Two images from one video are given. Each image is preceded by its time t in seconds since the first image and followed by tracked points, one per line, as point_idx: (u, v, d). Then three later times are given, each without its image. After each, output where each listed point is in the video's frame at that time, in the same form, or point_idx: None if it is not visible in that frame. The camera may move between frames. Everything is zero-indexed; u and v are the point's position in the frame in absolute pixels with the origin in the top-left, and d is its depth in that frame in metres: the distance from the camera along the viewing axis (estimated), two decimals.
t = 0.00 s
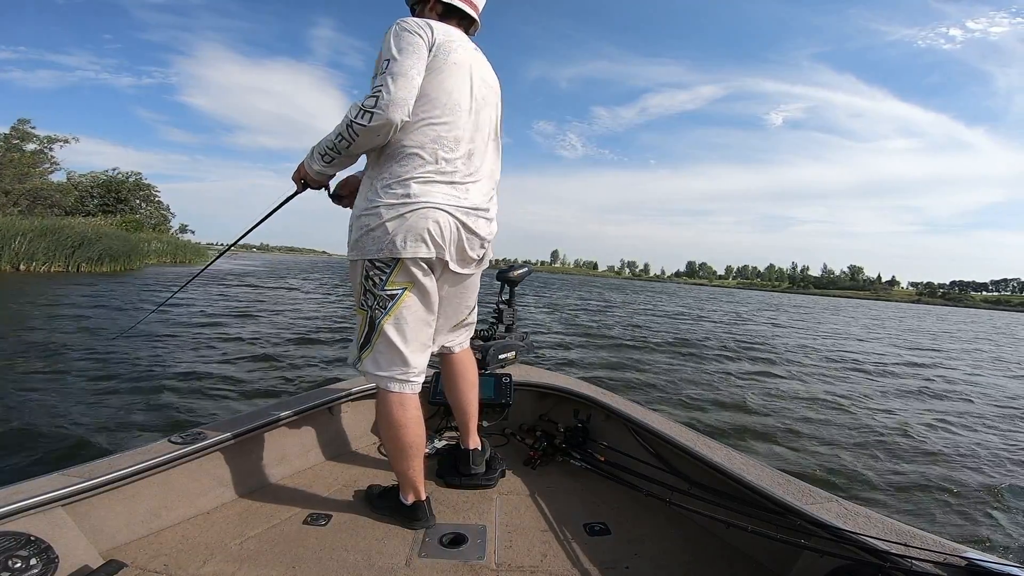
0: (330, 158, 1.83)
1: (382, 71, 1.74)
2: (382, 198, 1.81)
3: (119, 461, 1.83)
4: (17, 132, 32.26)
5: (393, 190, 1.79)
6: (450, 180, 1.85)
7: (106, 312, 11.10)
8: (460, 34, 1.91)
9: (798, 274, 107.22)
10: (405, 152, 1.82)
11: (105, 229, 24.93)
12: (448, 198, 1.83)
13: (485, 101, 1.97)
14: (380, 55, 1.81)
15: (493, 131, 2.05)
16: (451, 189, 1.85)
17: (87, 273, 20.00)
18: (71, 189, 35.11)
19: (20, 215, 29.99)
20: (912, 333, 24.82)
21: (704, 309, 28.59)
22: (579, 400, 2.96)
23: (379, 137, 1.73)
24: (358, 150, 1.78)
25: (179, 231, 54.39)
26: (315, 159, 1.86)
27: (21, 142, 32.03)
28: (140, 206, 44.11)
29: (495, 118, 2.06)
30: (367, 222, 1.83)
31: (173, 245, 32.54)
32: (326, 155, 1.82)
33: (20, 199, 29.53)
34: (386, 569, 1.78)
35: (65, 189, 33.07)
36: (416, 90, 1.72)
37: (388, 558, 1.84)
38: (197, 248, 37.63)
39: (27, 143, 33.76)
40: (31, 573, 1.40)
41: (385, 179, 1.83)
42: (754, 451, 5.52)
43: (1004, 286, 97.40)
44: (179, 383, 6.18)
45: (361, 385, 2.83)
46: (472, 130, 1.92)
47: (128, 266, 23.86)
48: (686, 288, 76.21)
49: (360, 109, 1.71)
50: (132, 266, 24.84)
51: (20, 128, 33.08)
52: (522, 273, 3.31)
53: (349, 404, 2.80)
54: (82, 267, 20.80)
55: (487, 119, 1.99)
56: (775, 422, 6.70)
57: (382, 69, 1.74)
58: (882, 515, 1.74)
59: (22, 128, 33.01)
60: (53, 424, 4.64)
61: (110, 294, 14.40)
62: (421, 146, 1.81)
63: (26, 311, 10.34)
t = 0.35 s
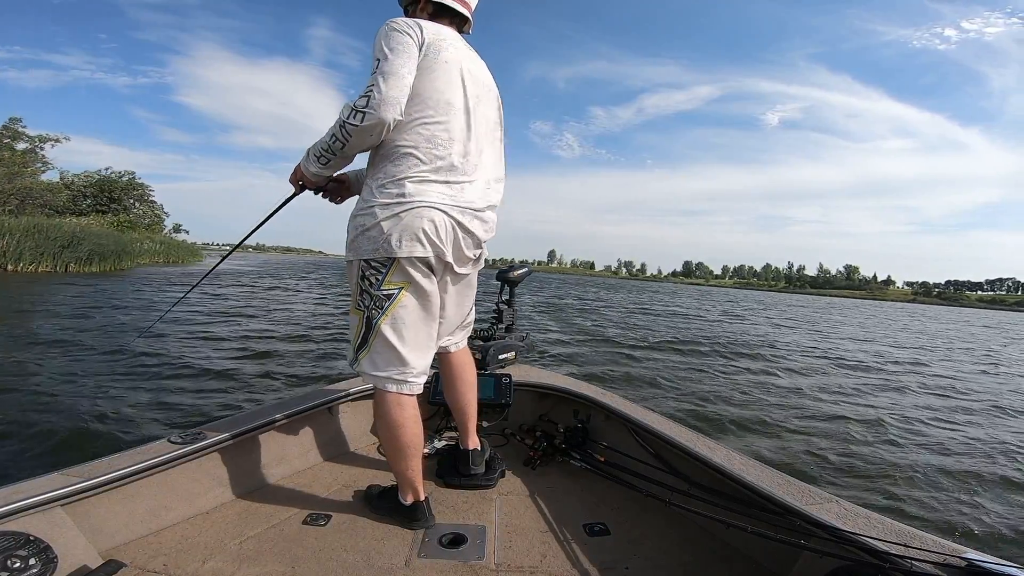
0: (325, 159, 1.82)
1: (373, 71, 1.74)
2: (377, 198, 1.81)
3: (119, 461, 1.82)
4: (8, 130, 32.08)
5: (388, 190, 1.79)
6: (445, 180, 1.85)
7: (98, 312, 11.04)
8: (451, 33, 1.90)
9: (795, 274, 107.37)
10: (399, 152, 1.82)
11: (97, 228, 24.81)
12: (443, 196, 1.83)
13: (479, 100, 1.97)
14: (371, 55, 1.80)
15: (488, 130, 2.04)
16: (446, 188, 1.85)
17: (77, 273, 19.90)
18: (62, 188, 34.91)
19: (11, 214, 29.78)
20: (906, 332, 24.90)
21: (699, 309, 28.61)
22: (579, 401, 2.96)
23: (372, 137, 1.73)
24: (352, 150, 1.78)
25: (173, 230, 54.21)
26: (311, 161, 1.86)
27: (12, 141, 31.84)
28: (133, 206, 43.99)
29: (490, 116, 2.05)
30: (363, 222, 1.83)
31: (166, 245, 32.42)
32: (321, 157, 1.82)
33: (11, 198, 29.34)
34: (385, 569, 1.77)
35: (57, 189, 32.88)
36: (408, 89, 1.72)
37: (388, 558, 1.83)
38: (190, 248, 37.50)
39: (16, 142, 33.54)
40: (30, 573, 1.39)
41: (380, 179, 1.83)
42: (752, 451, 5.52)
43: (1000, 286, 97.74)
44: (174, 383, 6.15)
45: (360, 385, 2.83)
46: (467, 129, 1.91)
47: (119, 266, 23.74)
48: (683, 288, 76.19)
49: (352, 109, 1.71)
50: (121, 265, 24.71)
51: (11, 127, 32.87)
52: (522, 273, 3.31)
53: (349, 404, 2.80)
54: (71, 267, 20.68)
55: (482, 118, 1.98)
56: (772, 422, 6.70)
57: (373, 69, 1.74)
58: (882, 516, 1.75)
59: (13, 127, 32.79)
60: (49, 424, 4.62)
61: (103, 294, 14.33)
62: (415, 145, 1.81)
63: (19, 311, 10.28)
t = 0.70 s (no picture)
0: (323, 160, 1.82)
1: (365, 71, 1.74)
2: (374, 198, 1.81)
3: (119, 461, 1.82)
4: None
5: (385, 190, 1.79)
6: (441, 179, 1.85)
7: (90, 312, 10.98)
8: (444, 32, 1.90)
9: (794, 274, 107.44)
10: (395, 151, 1.82)
11: (87, 227, 24.65)
12: (441, 196, 1.83)
13: (474, 99, 1.97)
14: (363, 56, 1.81)
15: (484, 128, 2.04)
16: (443, 188, 1.85)
17: (65, 273, 19.78)
18: (53, 187, 34.70)
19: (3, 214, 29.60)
20: (901, 331, 24.91)
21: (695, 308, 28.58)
22: (579, 401, 2.96)
23: (368, 135, 1.73)
24: (349, 150, 1.77)
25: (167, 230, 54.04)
26: (309, 163, 1.85)
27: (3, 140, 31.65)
28: (126, 205, 43.81)
29: (485, 116, 2.05)
30: (360, 222, 1.83)
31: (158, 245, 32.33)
32: (318, 158, 1.82)
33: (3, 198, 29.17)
34: (386, 569, 1.78)
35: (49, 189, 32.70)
36: (401, 88, 1.72)
37: (388, 558, 1.83)
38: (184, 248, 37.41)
39: (7, 141, 33.33)
40: (31, 573, 1.39)
41: (377, 178, 1.83)
42: (751, 451, 5.53)
43: (998, 286, 97.83)
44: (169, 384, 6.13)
45: (360, 385, 2.83)
46: (461, 128, 1.91)
47: (110, 266, 23.60)
48: (680, 288, 76.20)
49: (347, 108, 1.71)
50: (111, 265, 24.55)
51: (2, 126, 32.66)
52: (522, 273, 3.31)
53: (349, 404, 2.80)
54: (59, 266, 20.56)
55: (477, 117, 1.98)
56: (769, 422, 6.70)
57: (365, 69, 1.74)
58: (882, 516, 1.75)
59: (4, 127, 32.60)
60: (47, 424, 4.61)
61: (95, 294, 14.25)
62: (410, 144, 1.81)
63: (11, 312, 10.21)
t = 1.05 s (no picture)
0: (325, 161, 1.82)
1: (366, 71, 1.74)
2: (374, 199, 1.80)
3: (119, 462, 1.82)
4: None
5: (385, 190, 1.79)
6: (441, 179, 1.85)
7: (83, 312, 10.91)
8: (443, 33, 1.90)
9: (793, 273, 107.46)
10: (395, 152, 1.81)
11: (77, 226, 24.50)
12: (440, 196, 1.83)
13: (473, 99, 1.97)
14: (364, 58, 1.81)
15: (484, 129, 2.04)
16: (442, 188, 1.85)
17: (55, 273, 19.64)
18: (46, 186, 34.55)
19: None
20: (896, 331, 24.94)
21: (690, 308, 28.58)
22: (579, 401, 2.96)
23: (370, 136, 1.73)
24: (350, 151, 1.77)
25: (162, 230, 53.87)
26: (311, 164, 1.85)
27: None
28: (119, 204, 43.69)
29: (485, 116, 2.05)
30: (360, 223, 1.83)
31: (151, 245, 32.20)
32: (321, 159, 1.82)
33: None
34: (386, 569, 1.77)
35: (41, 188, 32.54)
36: (402, 88, 1.72)
37: (388, 559, 1.83)
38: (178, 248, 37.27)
39: None
40: (31, 574, 1.39)
41: (377, 179, 1.83)
42: (749, 450, 5.53)
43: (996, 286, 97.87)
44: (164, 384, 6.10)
45: (360, 386, 2.83)
46: (461, 128, 1.91)
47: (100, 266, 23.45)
48: (678, 287, 76.21)
49: (349, 109, 1.71)
50: (102, 265, 24.39)
51: None
52: (522, 273, 3.31)
53: (349, 404, 2.80)
54: (48, 266, 20.42)
55: (477, 117, 1.98)
56: (768, 421, 6.70)
57: (366, 70, 1.74)
58: (883, 515, 1.75)
59: None
60: (43, 425, 4.59)
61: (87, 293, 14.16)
62: (410, 145, 1.81)
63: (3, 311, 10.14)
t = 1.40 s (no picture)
0: (325, 160, 1.82)
1: (367, 70, 1.74)
2: (373, 199, 1.80)
3: (119, 462, 1.82)
4: None
5: (384, 190, 1.79)
6: (440, 180, 1.84)
7: (76, 311, 10.84)
8: (445, 32, 1.90)
9: (791, 274, 107.56)
10: (395, 151, 1.81)
11: (68, 225, 24.31)
12: (440, 197, 1.83)
13: (474, 99, 1.96)
14: (365, 57, 1.80)
15: (484, 128, 2.04)
16: (442, 188, 1.85)
17: (44, 273, 19.47)
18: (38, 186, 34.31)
19: None
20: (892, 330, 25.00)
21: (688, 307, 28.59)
22: (579, 401, 2.96)
23: (370, 135, 1.72)
24: (351, 150, 1.77)
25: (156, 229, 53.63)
26: (311, 163, 1.85)
27: None
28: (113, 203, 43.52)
29: (486, 116, 2.05)
30: (359, 222, 1.83)
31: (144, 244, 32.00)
32: (321, 158, 1.82)
33: None
34: (386, 569, 1.77)
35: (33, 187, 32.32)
36: (403, 88, 1.72)
37: (388, 559, 1.83)
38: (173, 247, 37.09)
39: None
40: (31, 574, 1.39)
41: (377, 178, 1.83)
42: (747, 450, 5.53)
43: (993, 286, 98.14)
44: (160, 383, 6.08)
45: (359, 386, 2.82)
46: (461, 128, 1.91)
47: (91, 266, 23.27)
48: (675, 287, 76.19)
49: (350, 108, 1.70)
50: (92, 265, 24.18)
51: None
52: (522, 273, 3.31)
53: (348, 404, 2.80)
54: (37, 266, 20.24)
55: (477, 118, 1.98)
56: (766, 421, 6.70)
57: (368, 69, 1.74)
58: (882, 515, 1.75)
59: None
60: (38, 425, 4.56)
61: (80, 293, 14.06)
62: (409, 145, 1.81)
63: None
